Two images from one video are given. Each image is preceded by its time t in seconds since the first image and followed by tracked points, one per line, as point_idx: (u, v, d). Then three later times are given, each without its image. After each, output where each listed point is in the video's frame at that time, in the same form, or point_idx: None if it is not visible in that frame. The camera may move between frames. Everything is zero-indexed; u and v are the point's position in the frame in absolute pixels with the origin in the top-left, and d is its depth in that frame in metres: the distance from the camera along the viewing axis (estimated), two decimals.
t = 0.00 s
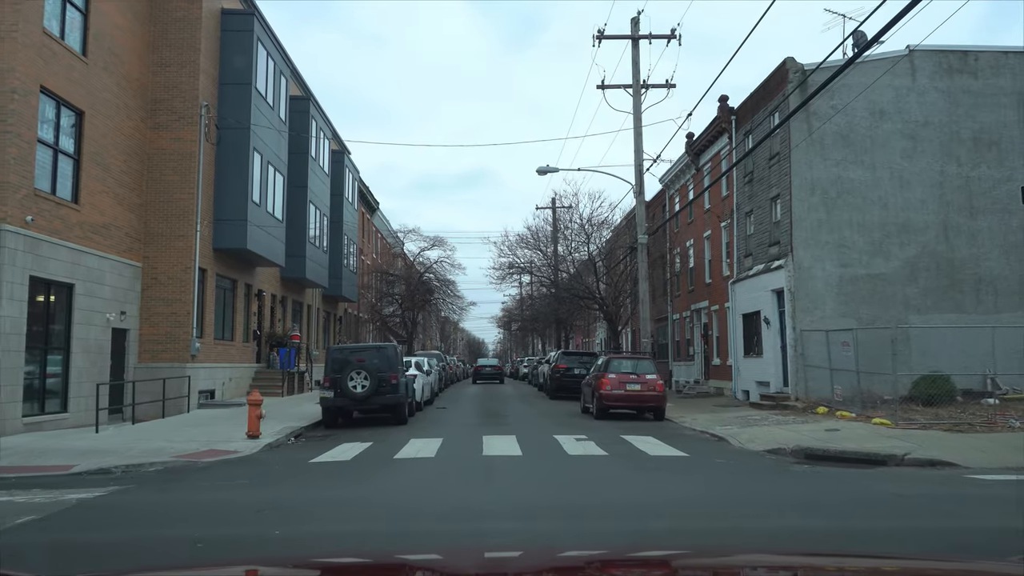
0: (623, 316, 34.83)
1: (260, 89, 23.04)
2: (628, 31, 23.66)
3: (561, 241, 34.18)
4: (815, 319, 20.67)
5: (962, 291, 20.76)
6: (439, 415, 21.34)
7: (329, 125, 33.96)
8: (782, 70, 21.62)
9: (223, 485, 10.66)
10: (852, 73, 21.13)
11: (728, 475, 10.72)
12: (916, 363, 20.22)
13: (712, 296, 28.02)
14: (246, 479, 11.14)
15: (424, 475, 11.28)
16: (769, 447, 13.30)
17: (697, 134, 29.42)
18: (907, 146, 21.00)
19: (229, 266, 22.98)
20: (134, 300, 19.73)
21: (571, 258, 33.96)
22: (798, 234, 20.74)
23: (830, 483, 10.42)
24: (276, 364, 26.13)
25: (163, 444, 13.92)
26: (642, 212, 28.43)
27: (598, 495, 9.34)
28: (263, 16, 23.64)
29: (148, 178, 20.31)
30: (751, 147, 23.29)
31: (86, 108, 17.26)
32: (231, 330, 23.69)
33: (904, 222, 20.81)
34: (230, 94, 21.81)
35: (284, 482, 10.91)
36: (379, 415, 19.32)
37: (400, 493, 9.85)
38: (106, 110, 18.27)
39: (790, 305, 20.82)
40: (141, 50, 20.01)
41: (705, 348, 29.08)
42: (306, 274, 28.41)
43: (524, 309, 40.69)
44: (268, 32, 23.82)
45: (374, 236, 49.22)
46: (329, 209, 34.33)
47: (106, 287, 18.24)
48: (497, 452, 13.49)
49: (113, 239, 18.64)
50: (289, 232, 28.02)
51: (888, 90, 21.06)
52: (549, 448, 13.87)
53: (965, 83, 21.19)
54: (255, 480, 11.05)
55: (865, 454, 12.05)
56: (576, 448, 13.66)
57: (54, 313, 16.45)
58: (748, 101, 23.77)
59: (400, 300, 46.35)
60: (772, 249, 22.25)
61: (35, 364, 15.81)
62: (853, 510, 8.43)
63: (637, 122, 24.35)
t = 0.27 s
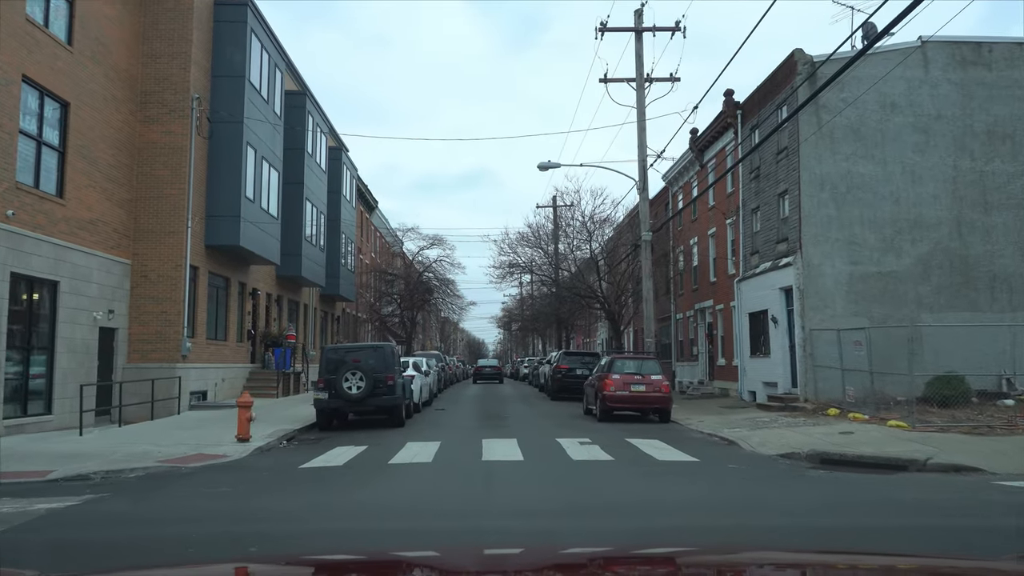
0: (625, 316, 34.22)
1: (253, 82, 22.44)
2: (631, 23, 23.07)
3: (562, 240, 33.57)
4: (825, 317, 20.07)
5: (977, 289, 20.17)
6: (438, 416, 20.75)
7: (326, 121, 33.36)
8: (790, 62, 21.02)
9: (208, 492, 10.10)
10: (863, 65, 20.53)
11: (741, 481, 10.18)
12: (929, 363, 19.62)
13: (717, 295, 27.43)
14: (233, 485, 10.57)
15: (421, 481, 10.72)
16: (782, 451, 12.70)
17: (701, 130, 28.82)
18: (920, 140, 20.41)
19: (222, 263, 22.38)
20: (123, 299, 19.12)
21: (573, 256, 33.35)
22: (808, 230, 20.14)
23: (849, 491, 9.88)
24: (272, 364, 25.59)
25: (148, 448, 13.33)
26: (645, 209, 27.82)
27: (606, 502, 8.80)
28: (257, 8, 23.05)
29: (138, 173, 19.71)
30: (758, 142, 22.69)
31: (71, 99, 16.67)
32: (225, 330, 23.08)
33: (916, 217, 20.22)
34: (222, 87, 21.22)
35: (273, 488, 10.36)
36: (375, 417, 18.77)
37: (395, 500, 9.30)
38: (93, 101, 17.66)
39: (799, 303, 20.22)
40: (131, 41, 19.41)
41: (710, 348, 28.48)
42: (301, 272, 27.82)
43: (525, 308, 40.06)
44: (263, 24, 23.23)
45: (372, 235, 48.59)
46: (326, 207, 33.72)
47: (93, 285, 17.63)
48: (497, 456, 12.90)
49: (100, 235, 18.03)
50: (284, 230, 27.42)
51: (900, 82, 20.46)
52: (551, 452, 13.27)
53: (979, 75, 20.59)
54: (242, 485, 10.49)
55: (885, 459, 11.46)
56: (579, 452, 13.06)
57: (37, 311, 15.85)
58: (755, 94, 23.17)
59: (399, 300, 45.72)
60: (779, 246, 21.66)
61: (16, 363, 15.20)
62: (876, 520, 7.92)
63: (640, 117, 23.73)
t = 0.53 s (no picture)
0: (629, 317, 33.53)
1: (248, 76, 21.79)
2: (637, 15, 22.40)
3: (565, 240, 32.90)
4: (838, 319, 19.38)
5: (995, 289, 19.48)
6: (437, 421, 20.08)
7: (324, 118, 32.71)
8: (802, 55, 20.34)
9: (190, 503, 9.49)
10: (877, 58, 19.85)
11: (759, 492, 9.56)
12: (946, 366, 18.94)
13: (724, 295, 26.75)
14: (218, 495, 9.97)
15: (418, 492, 10.10)
16: (801, 459, 11.99)
17: (707, 127, 28.15)
18: (936, 135, 19.72)
19: (215, 262, 21.72)
20: (111, 298, 18.46)
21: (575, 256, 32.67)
22: (820, 228, 19.46)
23: (874, 504, 9.26)
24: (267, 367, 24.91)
25: (131, 454, 12.69)
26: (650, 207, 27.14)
27: (615, 517, 8.19)
28: None
29: (127, 168, 19.05)
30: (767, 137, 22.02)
31: (55, 90, 16.02)
32: (218, 331, 22.42)
33: (932, 215, 19.53)
34: (215, 80, 20.58)
35: (260, 499, 9.74)
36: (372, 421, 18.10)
37: (390, 514, 8.71)
38: (79, 93, 17.02)
39: (811, 304, 19.53)
40: (119, 31, 18.76)
41: (716, 350, 27.80)
42: (298, 272, 27.16)
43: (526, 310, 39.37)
44: (258, 16, 22.58)
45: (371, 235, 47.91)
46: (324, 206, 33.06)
47: (79, 284, 16.96)
48: (499, 465, 12.20)
49: (87, 233, 17.37)
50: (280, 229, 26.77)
51: (915, 76, 19.79)
52: (555, 460, 12.58)
53: (997, 68, 19.91)
54: (228, 495, 9.89)
55: (912, 468, 10.77)
56: (585, 460, 12.36)
57: (19, 311, 15.18)
58: (765, 88, 22.50)
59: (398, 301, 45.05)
60: (790, 245, 20.98)
61: None
62: (907, 538, 7.32)
63: (646, 112, 23.05)
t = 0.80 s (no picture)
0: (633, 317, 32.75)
1: (240, 67, 21.04)
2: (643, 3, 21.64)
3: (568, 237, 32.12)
4: (854, 318, 18.59)
5: (1017, 287, 18.68)
6: (436, 424, 19.31)
7: (322, 114, 31.98)
8: (815, 44, 19.57)
9: (165, 513, 8.73)
10: (894, 47, 19.07)
11: (782, 502, 8.81)
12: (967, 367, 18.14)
13: (732, 295, 25.97)
14: (197, 504, 9.22)
15: (413, 500, 9.34)
16: (823, 466, 11.20)
17: (714, 121, 27.39)
18: (955, 126, 18.93)
19: (206, 260, 20.96)
20: (95, 297, 17.70)
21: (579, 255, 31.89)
22: (835, 224, 18.68)
23: (909, 513, 8.49)
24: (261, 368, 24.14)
25: (109, 461, 11.93)
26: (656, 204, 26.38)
27: (627, 529, 7.46)
28: None
29: (113, 161, 18.29)
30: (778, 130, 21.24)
31: (35, 78, 15.29)
32: (209, 331, 21.66)
33: (951, 210, 18.75)
34: (206, 71, 19.83)
35: (242, 508, 8.98)
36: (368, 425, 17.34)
37: (382, 523, 7.99)
38: (62, 82, 16.28)
39: (826, 302, 18.74)
40: (105, 19, 18.02)
41: (724, 351, 27.00)
42: (294, 271, 26.41)
43: (528, 310, 38.59)
44: (251, 6, 21.85)
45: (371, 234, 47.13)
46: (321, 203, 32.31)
47: (60, 282, 16.21)
48: (500, 472, 11.43)
49: (69, 228, 16.62)
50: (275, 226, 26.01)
51: (933, 65, 19.01)
52: (561, 466, 11.81)
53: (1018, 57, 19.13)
54: (207, 505, 9.14)
55: (947, 477, 10.00)
56: (593, 467, 11.58)
57: None
58: (776, 80, 21.73)
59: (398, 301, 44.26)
60: (803, 241, 20.20)
61: None
62: (956, 553, 6.56)
63: (653, 104, 22.27)
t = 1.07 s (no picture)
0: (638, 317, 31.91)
1: (231, 55, 20.21)
2: None
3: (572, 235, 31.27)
4: (873, 317, 17.74)
5: None
6: (435, 428, 18.47)
7: (318, 109, 31.14)
8: (832, 31, 18.72)
9: (131, 525, 7.88)
10: (914, 34, 18.22)
11: (815, 513, 7.95)
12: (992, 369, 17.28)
13: (742, 294, 25.14)
14: (169, 515, 8.37)
15: (407, 511, 8.49)
16: (853, 476, 10.33)
17: (723, 115, 26.55)
18: (979, 116, 18.07)
19: (195, 257, 20.13)
20: (77, 294, 16.87)
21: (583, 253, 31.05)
22: (853, 219, 17.83)
23: (956, 526, 7.63)
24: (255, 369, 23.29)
25: (81, 469, 11.06)
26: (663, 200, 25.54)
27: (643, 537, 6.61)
28: None
29: (96, 152, 17.46)
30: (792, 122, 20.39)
31: (10, 61, 14.45)
32: (199, 331, 20.84)
33: (974, 204, 17.88)
34: (195, 59, 19.00)
35: (217, 520, 8.13)
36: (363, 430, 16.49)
37: (368, 533, 7.11)
38: (40, 67, 15.45)
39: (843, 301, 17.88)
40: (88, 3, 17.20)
41: (732, 352, 26.18)
42: (289, 269, 25.57)
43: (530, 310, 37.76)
44: None
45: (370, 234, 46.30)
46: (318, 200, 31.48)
47: (38, 277, 15.38)
48: (502, 480, 10.56)
49: (48, 221, 15.78)
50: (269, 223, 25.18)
51: (956, 53, 18.15)
52: (568, 474, 10.94)
53: None
54: (179, 516, 8.28)
55: (991, 487, 9.14)
56: (602, 475, 10.72)
57: None
58: (789, 69, 20.87)
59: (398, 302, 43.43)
60: (818, 238, 19.35)
61: None
62: None
63: (661, 96, 21.42)
